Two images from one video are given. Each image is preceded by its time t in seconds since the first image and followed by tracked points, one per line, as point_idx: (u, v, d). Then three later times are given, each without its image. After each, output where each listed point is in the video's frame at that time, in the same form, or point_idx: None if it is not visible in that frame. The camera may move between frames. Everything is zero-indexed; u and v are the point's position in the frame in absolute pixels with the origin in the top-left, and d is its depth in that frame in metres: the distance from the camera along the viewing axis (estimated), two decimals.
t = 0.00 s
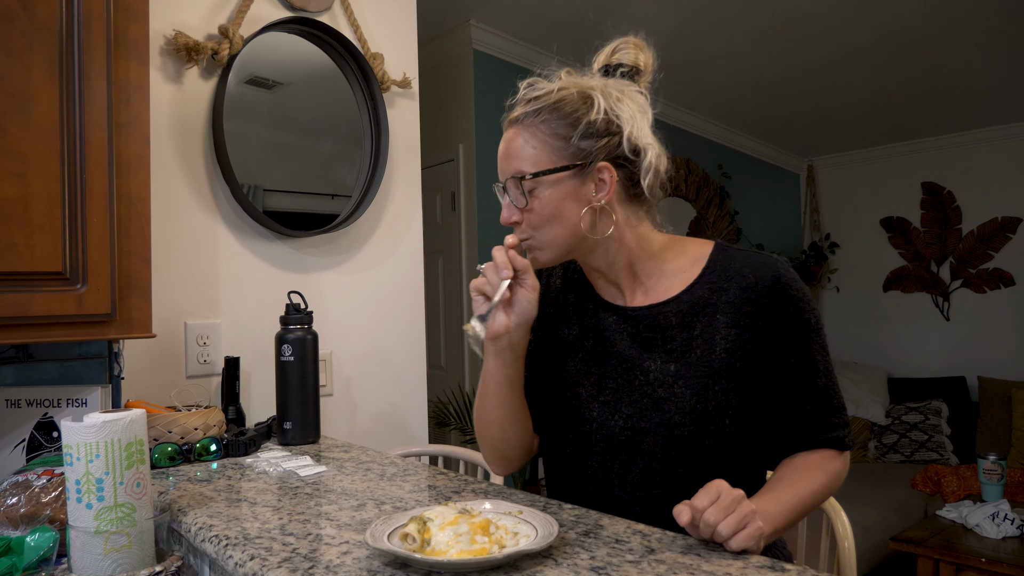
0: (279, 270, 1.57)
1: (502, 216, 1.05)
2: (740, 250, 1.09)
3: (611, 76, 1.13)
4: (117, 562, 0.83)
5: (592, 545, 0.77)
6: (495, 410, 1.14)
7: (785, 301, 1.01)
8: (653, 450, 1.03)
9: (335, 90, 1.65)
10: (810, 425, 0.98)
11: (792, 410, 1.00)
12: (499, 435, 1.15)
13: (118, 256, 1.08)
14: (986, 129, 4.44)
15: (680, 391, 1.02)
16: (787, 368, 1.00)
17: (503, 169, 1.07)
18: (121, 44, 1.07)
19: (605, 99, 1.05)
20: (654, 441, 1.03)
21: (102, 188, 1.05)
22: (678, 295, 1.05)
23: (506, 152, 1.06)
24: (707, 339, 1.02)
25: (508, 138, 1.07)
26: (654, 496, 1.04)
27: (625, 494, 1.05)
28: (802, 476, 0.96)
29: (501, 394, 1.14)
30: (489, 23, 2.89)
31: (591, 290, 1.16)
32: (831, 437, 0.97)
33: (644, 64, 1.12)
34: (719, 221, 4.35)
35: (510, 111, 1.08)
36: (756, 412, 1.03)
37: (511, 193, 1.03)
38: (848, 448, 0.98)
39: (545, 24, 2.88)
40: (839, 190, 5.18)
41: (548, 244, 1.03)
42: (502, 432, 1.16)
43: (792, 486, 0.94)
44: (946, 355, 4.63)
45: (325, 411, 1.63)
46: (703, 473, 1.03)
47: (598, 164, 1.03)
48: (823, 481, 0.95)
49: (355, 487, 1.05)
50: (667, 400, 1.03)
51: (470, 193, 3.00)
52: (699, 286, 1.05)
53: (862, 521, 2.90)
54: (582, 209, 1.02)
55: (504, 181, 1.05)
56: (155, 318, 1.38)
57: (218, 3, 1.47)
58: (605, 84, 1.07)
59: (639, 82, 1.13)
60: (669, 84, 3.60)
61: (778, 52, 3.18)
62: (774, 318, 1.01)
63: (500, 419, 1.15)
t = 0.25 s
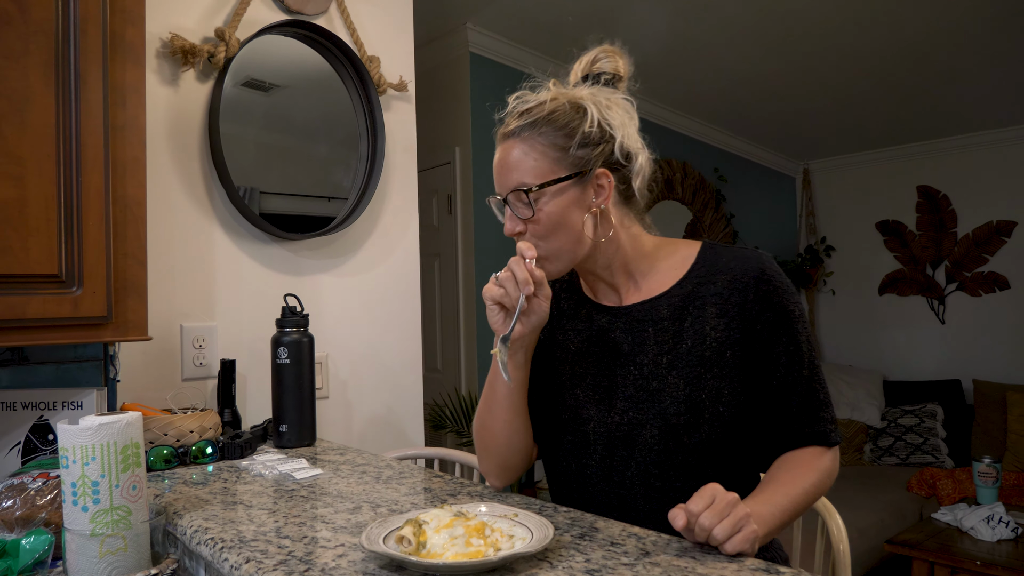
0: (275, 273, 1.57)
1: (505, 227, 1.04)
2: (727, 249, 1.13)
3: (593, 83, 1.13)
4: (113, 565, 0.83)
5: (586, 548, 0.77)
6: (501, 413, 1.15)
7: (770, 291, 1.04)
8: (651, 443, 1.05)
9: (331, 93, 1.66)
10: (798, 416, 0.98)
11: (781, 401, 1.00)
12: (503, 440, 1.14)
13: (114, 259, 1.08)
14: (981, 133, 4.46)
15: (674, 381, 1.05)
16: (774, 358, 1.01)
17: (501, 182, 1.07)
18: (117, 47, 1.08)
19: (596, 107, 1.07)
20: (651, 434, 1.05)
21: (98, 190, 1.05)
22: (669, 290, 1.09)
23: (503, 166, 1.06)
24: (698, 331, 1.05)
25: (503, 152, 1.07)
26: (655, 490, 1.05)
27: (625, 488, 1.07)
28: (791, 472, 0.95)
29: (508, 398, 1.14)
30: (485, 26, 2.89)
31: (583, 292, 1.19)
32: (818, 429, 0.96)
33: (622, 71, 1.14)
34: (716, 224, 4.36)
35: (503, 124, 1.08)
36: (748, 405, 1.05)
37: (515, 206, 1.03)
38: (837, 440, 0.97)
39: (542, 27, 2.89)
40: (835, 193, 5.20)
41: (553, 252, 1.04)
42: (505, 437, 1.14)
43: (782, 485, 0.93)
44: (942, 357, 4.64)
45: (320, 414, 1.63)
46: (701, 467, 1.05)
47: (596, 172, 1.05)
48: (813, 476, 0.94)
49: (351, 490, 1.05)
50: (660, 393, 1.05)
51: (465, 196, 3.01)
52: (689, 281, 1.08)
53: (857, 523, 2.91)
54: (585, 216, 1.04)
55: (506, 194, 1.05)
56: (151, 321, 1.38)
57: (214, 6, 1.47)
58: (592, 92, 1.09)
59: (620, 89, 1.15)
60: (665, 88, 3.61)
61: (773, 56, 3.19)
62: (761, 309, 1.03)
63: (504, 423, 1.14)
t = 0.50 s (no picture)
0: (274, 275, 1.57)
1: (498, 230, 1.05)
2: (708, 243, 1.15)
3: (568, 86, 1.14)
4: (112, 567, 0.84)
5: (586, 551, 0.77)
6: (490, 417, 1.13)
7: (750, 282, 1.05)
8: (637, 436, 1.06)
9: (330, 95, 1.66)
10: (781, 406, 0.97)
11: (764, 391, 1.00)
12: (493, 444, 1.13)
13: (114, 262, 1.08)
14: (979, 135, 4.46)
15: (657, 374, 1.06)
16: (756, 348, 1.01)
17: (491, 186, 1.07)
18: (117, 51, 1.08)
19: (579, 108, 1.08)
20: (637, 427, 1.06)
21: (98, 193, 1.05)
22: (651, 285, 1.10)
23: (492, 170, 1.06)
24: (680, 323, 1.06)
25: (491, 157, 1.07)
26: (642, 483, 1.05)
27: (614, 482, 1.07)
28: (780, 467, 0.94)
29: (496, 400, 1.13)
30: (484, 29, 2.90)
31: (567, 292, 1.20)
32: (802, 420, 0.95)
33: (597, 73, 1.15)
34: (714, 226, 4.37)
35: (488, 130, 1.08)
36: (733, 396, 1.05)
37: (507, 209, 1.04)
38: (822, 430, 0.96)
39: (541, 30, 2.90)
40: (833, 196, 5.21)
41: (547, 251, 1.06)
42: (495, 439, 1.13)
43: (777, 483, 0.92)
44: (940, 359, 4.65)
45: (319, 416, 1.63)
46: (689, 459, 1.05)
47: (584, 170, 1.07)
48: (801, 466, 0.93)
49: (350, 493, 1.05)
50: (643, 386, 1.06)
51: (464, 199, 3.01)
52: (670, 275, 1.10)
53: (856, 525, 2.91)
54: (576, 213, 1.06)
55: (497, 199, 1.05)
56: (150, 324, 1.38)
57: (213, 9, 1.47)
58: (572, 94, 1.10)
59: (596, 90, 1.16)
60: (664, 90, 3.61)
61: (772, 59, 3.20)
62: (741, 300, 1.04)
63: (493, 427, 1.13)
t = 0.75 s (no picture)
0: (275, 277, 1.57)
1: (486, 239, 1.05)
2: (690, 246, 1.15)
3: (545, 92, 1.15)
4: (114, 569, 0.84)
5: (586, 553, 0.77)
6: (484, 420, 1.13)
7: (733, 282, 1.06)
8: (623, 437, 1.05)
9: (330, 98, 1.66)
10: (767, 403, 0.98)
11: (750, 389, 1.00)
12: (487, 446, 1.12)
13: (115, 264, 1.08)
14: (979, 137, 4.46)
15: (643, 375, 1.06)
16: (741, 347, 1.02)
17: (476, 197, 1.07)
18: (118, 53, 1.08)
19: (559, 114, 1.09)
20: (624, 428, 1.05)
21: (98, 195, 1.05)
22: (635, 287, 1.10)
23: (476, 181, 1.07)
24: (665, 324, 1.07)
25: (475, 168, 1.07)
26: (630, 485, 1.05)
27: (602, 484, 1.07)
28: (772, 465, 0.94)
29: (490, 403, 1.13)
30: (484, 31, 2.90)
31: (555, 297, 1.20)
32: (790, 416, 0.96)
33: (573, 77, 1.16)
34: (714, 228, 4.37)
35: (471, 141, 1.08)
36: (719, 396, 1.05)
37: (496, 219, 1.04)
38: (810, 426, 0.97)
39: (541, 32, 2.90)
40: (833, 197, 5.21)
41: (537, 257, 1.06)
42: (489, 442, 1.12)
43: (770, 481, 0.92)
44: (941, 361, 4.65)
45: (319, 419, 1.63)
46: (676, 460, 1.05)
47: (569, 176, 1.07)
48: (790, 463, 0.93)
49: (350, 495, 1.05)
50: (629, 388, 1.06)
51: (464, 201, 3.01)
52: (655, 276, 1.10)
53: (856, 528, 2.91)
54: (563, 218, 1.06)
55: (485, 210, 1.05)
56: (151, 326, 1.38)
57: (213, 12, 1.47)
58: (551, 101, 1.11)
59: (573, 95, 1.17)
60: (664, 92, 3.62)
61: (772, 60, 3.20)
62: (724, 300, 1.05)
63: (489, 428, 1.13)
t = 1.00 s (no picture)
0: (274, 279, 1.57)
1: (487, 244, 1.06)
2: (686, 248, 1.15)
3: (536, 93, 1.15)
4: (113, 572, 0.84)
5: (586, 556, 0.77)
6: (490, 424, 1.11)
7: (730, 285, 1.06)
8: (619, 439, 1.05)
9: (329, 99, 1.66)
10: (763, 405, 0.98)
11: (745, 391, 1.00)
12: (494, 451, 1.10)
13: (114, 265, 1.08)
14: (978, 138, 4.47)
15: (639, 376, 1.06)
16: (737, 349, 1.02)
17: (473, 202, 1.07)
18: (117, 55, 1.08)
19: (553, 116, 1.09)
20: (619, 429, 1.06)
21: (98, 196, 1.05)
22: (632, 288, 1.10)
23: (473, 186, 1.07)
24: (661, 326, 1.07)
25: (471, 173, 1.07)
26: (625, 486, 1.05)
27: (598, 485, 1.07)
28: (769, 467, 0.94)
29: (498, 408, 1.12)
30: (484, 33, 2.90)
31: (550, 299, 1.20)
32: (787, 418, 0.96)
33: (563, 76, 1.17)
34: (714, 230, 4.37)
35: (467, 146, 1.08)
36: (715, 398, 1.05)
37: (496, 224, 1.05)
38: (806, 428, 0.97)
39: (540, 33, 2.90)
40: (833, 199, 5.21)
41: (536, 259, 1.07)
42: (495, 448, 1.10)
43: (767, 484, 0.92)
44: (941, 362, 4.65)
45: (319, 421, 1.63)
46: (672, 462, 1.05)
47: (566, 177, 1.08)
48: (787, 465, 0.93)
49: (349, 497, 1.05)
50: (625, 390, 1.06)
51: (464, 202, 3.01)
52: (651, 278, 1.10)
53: (856, 529, 2.91)
54: (561, 220, 1.07)
55: (484, 215, 1.06)
56: (150, 328, 1.38)
57: (213, 14, 1.47)
58: (544, 102, 1.11)
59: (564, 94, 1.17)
60: (664, 93, 3.62)
61: (771, 62, 3.20)
62: (720, 302, 1.05)
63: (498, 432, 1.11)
